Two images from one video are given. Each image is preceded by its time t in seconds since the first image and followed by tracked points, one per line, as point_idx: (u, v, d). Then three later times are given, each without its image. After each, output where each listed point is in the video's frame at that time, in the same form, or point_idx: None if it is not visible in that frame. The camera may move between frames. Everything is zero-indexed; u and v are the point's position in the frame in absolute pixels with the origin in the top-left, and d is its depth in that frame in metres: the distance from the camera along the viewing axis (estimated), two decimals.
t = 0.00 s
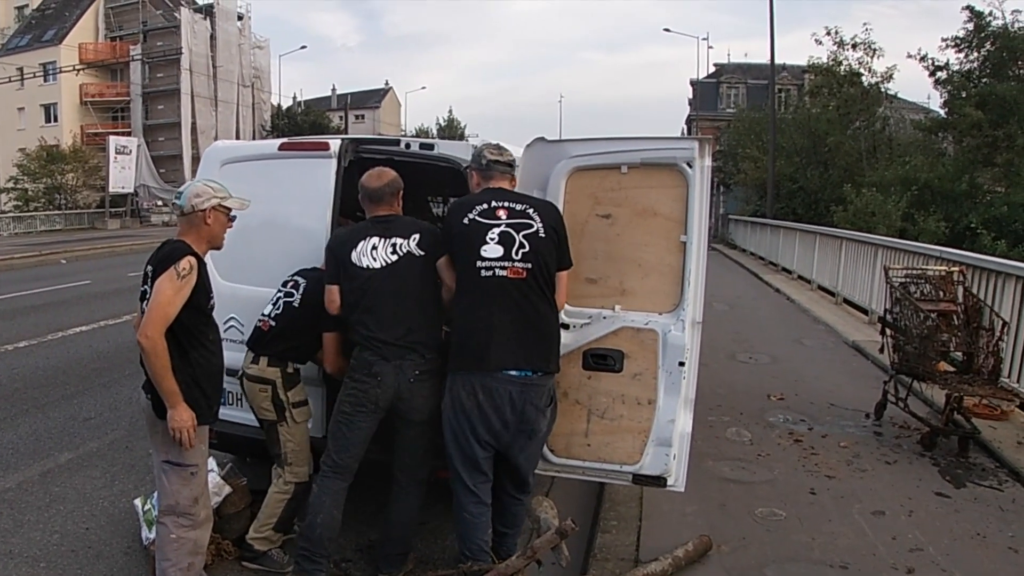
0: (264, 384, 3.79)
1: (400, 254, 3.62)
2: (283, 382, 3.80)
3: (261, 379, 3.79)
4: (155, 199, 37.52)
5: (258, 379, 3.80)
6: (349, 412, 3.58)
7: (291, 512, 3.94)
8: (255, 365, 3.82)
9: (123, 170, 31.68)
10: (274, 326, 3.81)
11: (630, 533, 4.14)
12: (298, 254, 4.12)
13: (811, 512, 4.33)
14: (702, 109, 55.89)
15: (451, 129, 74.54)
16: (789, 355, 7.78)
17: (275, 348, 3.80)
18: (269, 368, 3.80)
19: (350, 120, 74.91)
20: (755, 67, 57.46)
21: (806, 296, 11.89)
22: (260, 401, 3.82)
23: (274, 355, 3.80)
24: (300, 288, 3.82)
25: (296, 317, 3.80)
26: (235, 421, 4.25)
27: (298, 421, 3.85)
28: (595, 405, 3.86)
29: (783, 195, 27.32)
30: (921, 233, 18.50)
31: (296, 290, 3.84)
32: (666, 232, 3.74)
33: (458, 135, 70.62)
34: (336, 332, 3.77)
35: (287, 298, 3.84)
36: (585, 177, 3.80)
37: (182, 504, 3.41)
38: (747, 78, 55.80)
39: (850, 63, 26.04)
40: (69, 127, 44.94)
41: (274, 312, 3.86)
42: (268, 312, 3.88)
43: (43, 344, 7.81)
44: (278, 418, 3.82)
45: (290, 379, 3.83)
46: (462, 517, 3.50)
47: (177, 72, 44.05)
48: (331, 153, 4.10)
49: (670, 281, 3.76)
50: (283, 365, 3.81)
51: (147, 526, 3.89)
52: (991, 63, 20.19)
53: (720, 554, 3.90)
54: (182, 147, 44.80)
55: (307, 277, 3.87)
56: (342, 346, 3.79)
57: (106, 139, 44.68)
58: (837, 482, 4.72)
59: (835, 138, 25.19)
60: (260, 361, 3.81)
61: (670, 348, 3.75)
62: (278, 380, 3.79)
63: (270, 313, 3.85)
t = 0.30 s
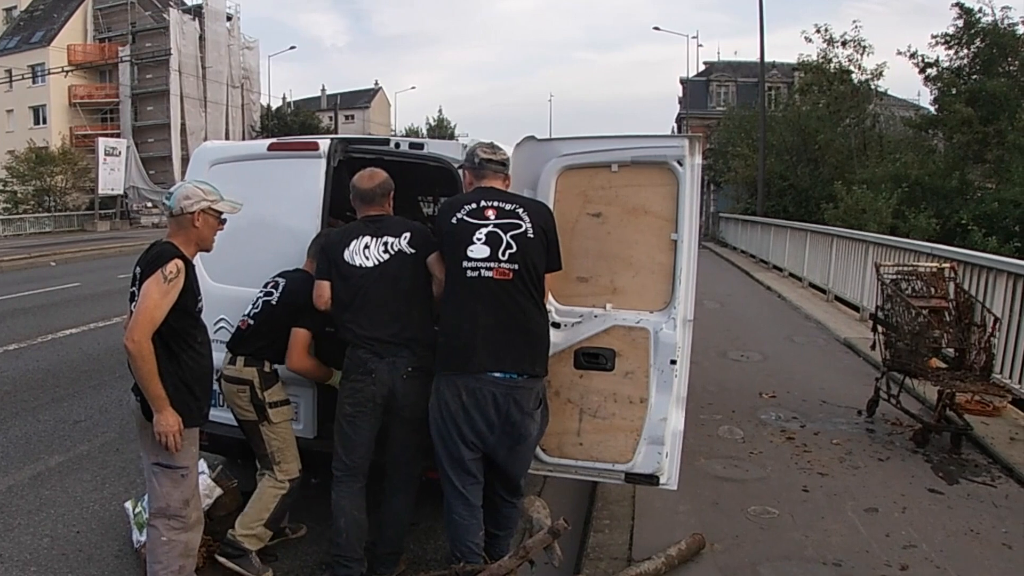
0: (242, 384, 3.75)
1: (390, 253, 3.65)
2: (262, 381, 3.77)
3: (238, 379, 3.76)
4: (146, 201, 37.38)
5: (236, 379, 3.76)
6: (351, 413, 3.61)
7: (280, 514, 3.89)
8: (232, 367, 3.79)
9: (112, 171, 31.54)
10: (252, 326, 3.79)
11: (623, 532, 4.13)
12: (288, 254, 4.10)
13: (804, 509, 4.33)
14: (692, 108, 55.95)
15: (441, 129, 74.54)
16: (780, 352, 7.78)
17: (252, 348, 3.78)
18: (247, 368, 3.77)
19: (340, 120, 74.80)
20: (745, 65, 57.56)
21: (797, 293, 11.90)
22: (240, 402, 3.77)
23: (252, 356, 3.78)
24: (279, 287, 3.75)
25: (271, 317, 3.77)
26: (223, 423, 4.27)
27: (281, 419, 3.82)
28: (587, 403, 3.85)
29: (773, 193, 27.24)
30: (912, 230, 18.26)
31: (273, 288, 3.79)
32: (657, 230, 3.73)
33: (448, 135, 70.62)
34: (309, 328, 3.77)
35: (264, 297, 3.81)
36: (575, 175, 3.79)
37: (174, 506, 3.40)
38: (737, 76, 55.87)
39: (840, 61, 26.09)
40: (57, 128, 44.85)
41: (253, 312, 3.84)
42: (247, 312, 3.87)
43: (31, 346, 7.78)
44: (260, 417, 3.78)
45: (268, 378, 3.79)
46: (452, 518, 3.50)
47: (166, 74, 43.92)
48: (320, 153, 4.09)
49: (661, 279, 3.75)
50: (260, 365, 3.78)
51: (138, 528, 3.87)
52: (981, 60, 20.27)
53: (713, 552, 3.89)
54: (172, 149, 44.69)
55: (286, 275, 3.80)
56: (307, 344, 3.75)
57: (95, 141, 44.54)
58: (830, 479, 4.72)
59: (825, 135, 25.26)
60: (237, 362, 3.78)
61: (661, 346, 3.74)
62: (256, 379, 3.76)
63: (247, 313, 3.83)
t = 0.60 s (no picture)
0: (228, 399, 3.74)
1: (385, 251, 3.65)
2: (248, 396, 3.75)
3: (225, 394, 3.75)
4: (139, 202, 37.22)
5: (224, 394, 3.74)
6: (345, 410, 3.60)
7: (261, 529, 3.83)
8: (218, 380, 3.77)
9: (103, 172, 31.35)
10: (234, 337, 3.77)
11: (618, 532, 4.12)
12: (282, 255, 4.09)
13: (798, 509, 4.33)
14: (686, 107, 55.93)
15: (434, 129, 74.50)
16: (773, 352, 7.77)
17: (237, 360, 3.76)
18: (234, 382, 3.75)
19: (332, 120, 74.66)
20: (738, 65, 57.58)
21: (791, 292, 11.91)
22: (225, 417, 3.76)
23: (238, 367, 3.76)
24: (260, 296, 3.74)
25: (254, 328, 3.73)
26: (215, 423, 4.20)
27: (268, 435, 3.78)
28: (581, 403, 3.84)
29: (766, 192, 27.26)
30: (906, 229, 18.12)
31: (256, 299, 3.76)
32: (650, 229, 3.73)
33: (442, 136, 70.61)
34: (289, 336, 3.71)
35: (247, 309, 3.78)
36: (569, 175, 3.79)
37: (166, 508, 3.37)
38: (730, 76, 55.92)
39: (833, 60, 26.10)
40: (49, 128, 44.79)
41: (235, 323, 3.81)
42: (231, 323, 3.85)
43: (23, 347, 7.75)
44: (247, 433, 3.74)
45: (256, 393, 3.77)
46: (444, 519, 3.48)
47: (159, 74, 43.83)
48: (313, 152, 4.07)
49: (655, 278, 3.75)
50: (248, 378, 3.76)
51: (131, 530, 3.84)
52: (975, 59, 20.29)
53: (707, 551, 3.89)
54: (165, 149, 44.60)
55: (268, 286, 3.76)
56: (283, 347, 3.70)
57: (87, 142, 44.45)
58: (824, 479, 4.71)
59: (819, 135, 25.33)
60: (224, 376, 3.77)
61: (655, 345, 3.73)
62: (243, 394, 3.74)
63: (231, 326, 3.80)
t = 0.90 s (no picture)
0: (225, 408, 3.66)
1: (378, 254, 3.65)
2: (246, 403, 3.69)
3: (222, 403, 3.67)
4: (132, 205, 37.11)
5: (220, 404, 3.67)
6: (338, 413, 3.59)
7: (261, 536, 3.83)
8: (213, 389, 3.69)
9: (96, 175, 31.23)
10: (228, 345, 3.72)
11: (612, 534, 4.11)
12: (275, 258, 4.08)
13: (793, 510, 4.33)
14: (679, 109, 55.95)
15: (428, 131, 74.51)
16: (767, 354, 7.77)
17: (232, 367, 3.70)
18: (230, 390, 3.68)
19: (325, 123, 74.58)
20: (731, 66, 57.57)
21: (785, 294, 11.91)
22: (223, 426, 3.68)
23: (233, 375, 3.70)
24: (252, 303, 3.70)
25: (249, 335, 3.71)
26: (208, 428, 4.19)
27: (267, 443, 3.75)
28: (574, 405, 3.84)
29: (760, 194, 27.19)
30: (900, 230, 18.36)
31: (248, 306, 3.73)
32: (643, 231, 3.72)
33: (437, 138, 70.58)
34: (290, 346, 3.73)
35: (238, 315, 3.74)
36: (562, 177, 3.78)
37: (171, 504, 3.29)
38: (724, 77, 55.94)
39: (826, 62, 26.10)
40: (42, 132, 44.74)
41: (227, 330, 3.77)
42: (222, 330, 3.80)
43: (14, 353, 7.73)
44: (246, 441, 3.70)
45: (252, 400, 3.72)
46: (441, 522, 3.44)
47: (151, 77, 43.76)
48: (306, 155, 4.07)
49: (648, 281, 3.75)
50: (243, 387, 3.71)
51: (125, 534, 3.84)
52: (968, 59, 20.34)
53: (701, 554, 3.88)
54: (158, 152, 44.53)
55: (259, 293, 3.73)
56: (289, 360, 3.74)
57: (79, 145, 44.42)
58: (818, 480, 4.71)
59: (813, 136, 25.36)
60: (219, 384, 3.69)
61: (648, 347, 3.73)
62: (241, 403, 3.68)
63: (223, 333, 3.75)
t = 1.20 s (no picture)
0: (238, 436, 3.55)
1: (377, 254, 3.67)
2: (257, 433, 3.60)
3: (234, 431, 3.56)
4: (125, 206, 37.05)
5: (233, 431, 3.56)
6: (336, 412, 3.58)
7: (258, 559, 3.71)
8: (223, 418, 3.58)
9: (89, 176, 31.14)
10: (234, 375, 3.64)
11: (606, 534, 4.11)
12: (267, 260, 4.07)
13: (787, 510, 4.32)
14: (672, 109, 56.02)
15: (422, 131, 74.55)
16: (761, 352, 7.78)
17: (244, 396, 3.61)
18: (242, 419, 3.59)
19: (318, 124, 74.55)
20: (725, 66, 57.63)
21: (778, 293, 11.92)
22: (234, 455, 3.57)
23: (246, 404, 3.60)
24: (257, 333, 3.68)
25: (254, 364, 3.66)
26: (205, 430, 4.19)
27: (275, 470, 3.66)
28: (568, 405, 3.83)
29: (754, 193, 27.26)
30: (893, 228, 18.26)
31: (252, 336, 3.69)
32: (636, 230, 3.72)
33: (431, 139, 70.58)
34: (292, 375, 3.71)
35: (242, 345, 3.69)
36: (554, 177, 3.78)
37: (158, 519, 3.24)
38: (717, 77, 55.99)
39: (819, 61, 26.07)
40: (34, 133, 44.71)
41: (229, 360, 3.68)
42: (224, 361, 3.69)
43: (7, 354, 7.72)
44: (256, 469, 3.60)
45: (263, 429, 3.63)
46: (438, 524, 3.40)
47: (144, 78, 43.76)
48: (298, 156, 4.06)
49: (641, 279, 3.74)
50: (254, 416, 3.62)
51: (118, 536, 3.83)
52: (961, 58, 20.38)
53: (695, 553, 3.88)
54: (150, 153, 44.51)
55: (263, 322, 3.70)
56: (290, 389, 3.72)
57: (71, 146, 44.38)
58: (812, 479, 4.71)
59: (806, 135, 25.40)
60: (231, 413, 3.58)
61: (642, 346, 3.73)
62: (253, 431, 3.58)
63: (228, 363, 3.65)
